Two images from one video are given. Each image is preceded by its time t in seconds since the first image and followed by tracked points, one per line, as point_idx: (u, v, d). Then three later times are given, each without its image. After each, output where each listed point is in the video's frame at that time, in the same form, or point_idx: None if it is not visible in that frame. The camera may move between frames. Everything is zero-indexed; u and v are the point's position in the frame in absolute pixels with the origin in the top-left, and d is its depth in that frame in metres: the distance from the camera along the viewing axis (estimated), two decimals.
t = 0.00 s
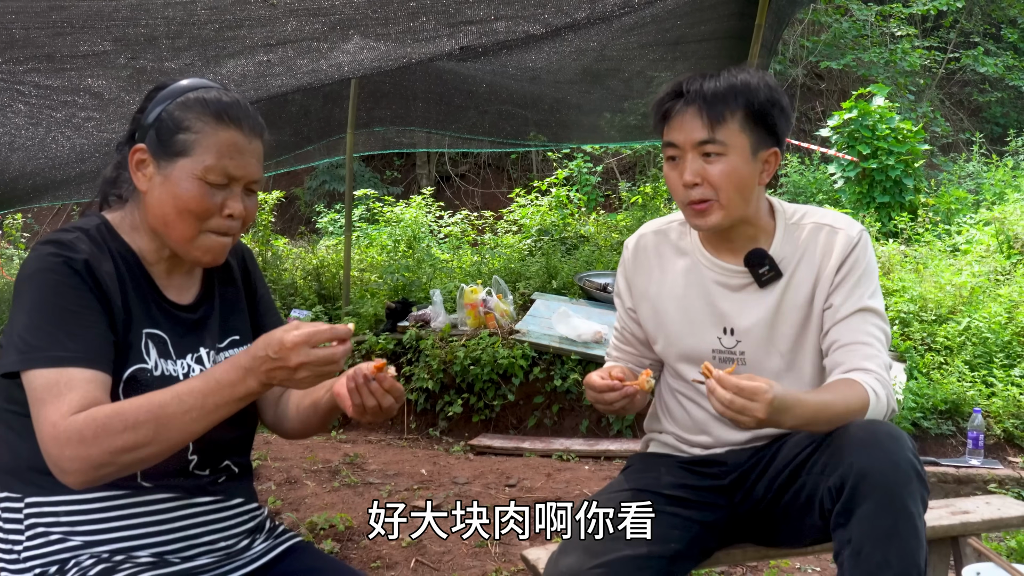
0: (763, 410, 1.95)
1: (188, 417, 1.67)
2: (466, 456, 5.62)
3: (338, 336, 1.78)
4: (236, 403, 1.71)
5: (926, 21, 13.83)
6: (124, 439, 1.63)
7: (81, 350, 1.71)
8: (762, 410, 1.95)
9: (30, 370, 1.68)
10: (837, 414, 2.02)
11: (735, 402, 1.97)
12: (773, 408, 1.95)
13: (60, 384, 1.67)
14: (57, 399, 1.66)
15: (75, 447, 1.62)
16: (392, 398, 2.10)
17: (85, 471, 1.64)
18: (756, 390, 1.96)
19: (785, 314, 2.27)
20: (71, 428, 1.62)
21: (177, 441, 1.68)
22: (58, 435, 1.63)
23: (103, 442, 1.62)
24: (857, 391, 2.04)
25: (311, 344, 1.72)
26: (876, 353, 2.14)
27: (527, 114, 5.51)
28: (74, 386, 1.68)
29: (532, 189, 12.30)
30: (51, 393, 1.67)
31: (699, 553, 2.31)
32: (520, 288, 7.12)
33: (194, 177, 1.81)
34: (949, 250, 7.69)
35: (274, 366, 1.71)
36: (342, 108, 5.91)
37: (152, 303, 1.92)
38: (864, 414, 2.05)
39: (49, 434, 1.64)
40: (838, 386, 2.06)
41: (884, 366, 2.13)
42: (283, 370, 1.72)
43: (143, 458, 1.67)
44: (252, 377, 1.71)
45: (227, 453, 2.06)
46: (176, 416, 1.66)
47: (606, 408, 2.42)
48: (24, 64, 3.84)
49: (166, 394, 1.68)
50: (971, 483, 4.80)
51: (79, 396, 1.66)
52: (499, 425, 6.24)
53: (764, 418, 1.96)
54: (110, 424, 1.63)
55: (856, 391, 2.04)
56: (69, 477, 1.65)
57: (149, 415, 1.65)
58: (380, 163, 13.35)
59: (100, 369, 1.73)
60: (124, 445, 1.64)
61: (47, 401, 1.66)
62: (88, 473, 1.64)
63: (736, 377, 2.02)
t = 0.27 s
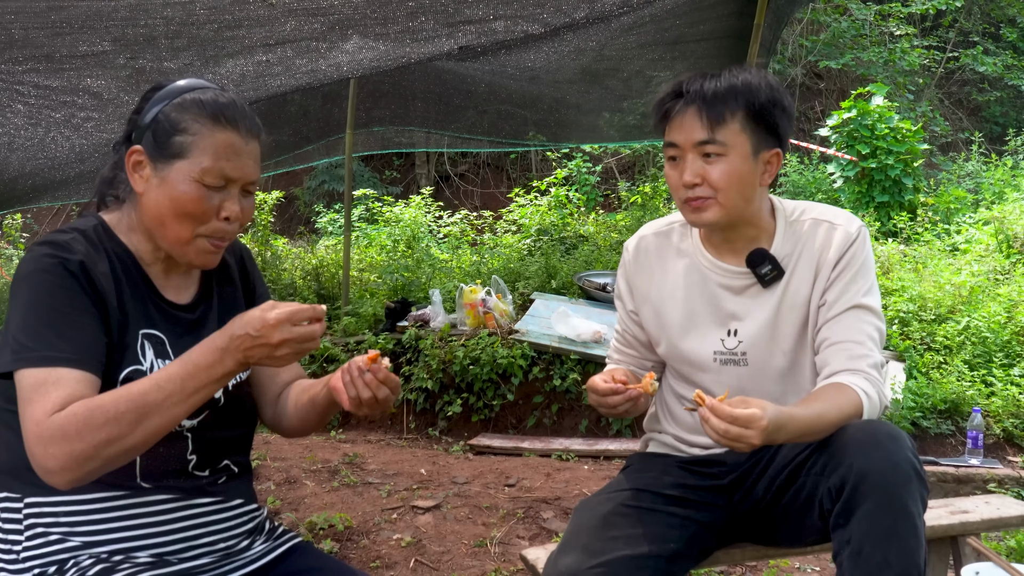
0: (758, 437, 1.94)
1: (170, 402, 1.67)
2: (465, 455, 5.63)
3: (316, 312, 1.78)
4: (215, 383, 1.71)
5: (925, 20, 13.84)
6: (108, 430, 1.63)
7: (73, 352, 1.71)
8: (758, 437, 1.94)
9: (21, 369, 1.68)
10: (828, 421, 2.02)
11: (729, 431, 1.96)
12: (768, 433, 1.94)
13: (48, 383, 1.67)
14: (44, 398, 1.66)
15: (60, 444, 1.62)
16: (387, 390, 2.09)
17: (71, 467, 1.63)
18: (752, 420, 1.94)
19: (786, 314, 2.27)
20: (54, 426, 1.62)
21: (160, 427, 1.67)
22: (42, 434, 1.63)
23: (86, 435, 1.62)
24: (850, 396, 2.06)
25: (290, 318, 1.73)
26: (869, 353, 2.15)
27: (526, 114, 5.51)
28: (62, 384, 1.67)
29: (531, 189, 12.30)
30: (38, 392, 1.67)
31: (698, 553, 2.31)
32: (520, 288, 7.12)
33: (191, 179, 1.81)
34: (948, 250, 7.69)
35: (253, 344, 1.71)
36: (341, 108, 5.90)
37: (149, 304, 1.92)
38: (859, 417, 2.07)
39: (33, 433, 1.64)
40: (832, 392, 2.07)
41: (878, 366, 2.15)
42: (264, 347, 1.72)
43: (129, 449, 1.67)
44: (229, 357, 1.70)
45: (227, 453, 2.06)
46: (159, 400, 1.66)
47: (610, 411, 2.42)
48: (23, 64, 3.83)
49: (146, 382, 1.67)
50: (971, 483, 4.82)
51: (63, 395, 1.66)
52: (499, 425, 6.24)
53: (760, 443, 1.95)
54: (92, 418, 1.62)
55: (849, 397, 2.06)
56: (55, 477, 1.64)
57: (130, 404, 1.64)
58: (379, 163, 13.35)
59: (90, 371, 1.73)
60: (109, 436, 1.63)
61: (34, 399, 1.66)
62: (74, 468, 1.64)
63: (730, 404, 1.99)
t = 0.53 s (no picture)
0: (757, 432, 1.95)
1: (150, 369, 1.65)
2: (465, 456, 5.63)
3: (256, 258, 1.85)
4: (186, 343, 1.71)
5: (923, 21, 13.85)
6: (98, 409, 1.62)
7: (69, 344, 1.72)
8: (756, 433, 1.95)
9: (15, 366, 1.68)
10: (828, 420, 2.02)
11: (728, 427, 1.97)
12: (767, 429, 1.95)
13: (41, 378, 1.67)
14: (35, 391, 1.65)
15: (55, 433, 1.61)
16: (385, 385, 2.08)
17: (71, 455, 1.62)
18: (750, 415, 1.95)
19: (789, 317, 2.27)
20: (46, 416, 1.61)
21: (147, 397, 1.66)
22: (35, 427, 1.62)
23: (80, 420, 1.61)
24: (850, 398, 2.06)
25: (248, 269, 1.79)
26: (868, 355, 2.15)
27: (525, 115, 5.50)
28: (53, 377, 1.67)
29: (530, 190, 12.30)
30: (31, 386, 1.66)
31: (697, 553, 2.31)
32: (519, 289, 7.12)
33: (188, 180, 1.81)
34: (947, 250, 7.70)
35: (216, 298, 1.73)
36: (339, 109, 5.90)
37: (146, 305, 1.92)
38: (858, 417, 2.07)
39: (27, 428, 1.64)
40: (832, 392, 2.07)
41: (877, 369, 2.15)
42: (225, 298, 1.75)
43: (122, 424, 1.65)
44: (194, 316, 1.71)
45: (225, 454, 2.07)
46: (142, 378, 1.64)
47: (611, 410, 2.42)
48: (21, 65, 3.83)
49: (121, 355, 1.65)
50: (970, 483, 4.83)
51: (50, 386, 1.65)
52: (498, 425, 6.24)
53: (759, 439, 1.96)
54: (81, 400, 1.61)
55: (848, 398, 2.06)
56: (59, 470, 1.63)
57: (114, 380, 1.62)
58: (378, 164, 13.35)
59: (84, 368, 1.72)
60: (102, 416, 1.62)
61: (25, 392, 1.66)
62: (73, 457, 1.62)
63: (728, 400, 2.01)
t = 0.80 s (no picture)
0: (761, 431, 1.95)
1: (148, 355, 1.66)
2: (465, 458, 5.63)
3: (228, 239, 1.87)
4: (177, 328, 1.72)
5: (923, 22, 13.86)
6: (105, 399, 1.62)
7: (70, 343, 1.72)
8: (760, 431, 1.95)
9: (17, 365, 1.68)
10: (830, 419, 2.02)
11: (732, 427, 1.96)
12: (771, 428, 1.95)
13: (43, 375, 1.66)
14: (38, 387, 1.65)
15: (63, 426, 1.61)
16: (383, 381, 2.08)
17: (81, 447, 1.62)
18: (754, 414, 1.95)
19: (790, 317, 2.27)
20: (51, 410, 1.62)
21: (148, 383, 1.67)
22: (41, 422, 1.62)
23: (88, 411, 1.61)
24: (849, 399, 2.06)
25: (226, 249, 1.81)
26: (868, 356, 2.15)
27: (524, 116, 5.50)
28: (56, 372, 1.67)
29: (530, 191, 12.31)
30: (35, 380, 1.66)
31: (697, 555, 2.31)
32: (519, 291, 7.13)
33: (187, 181, 1.81)
34: (947, 251, 7.70)
35: (200, 282, 1.75)
36: (339, 110, 5.91)
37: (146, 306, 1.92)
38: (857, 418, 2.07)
39: (32, 423, 1.63)
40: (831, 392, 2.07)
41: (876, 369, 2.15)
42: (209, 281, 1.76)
43: (128, 412, 1.66)
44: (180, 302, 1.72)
45: (224, 455, 2.06)
46: (142, 365, 1.65)
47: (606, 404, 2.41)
48: (22, 67, 3.83)
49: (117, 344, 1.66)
50: (970, 484, 4.83)
51: (51, 382, 1.65)
52: (498, 427, 6.24)
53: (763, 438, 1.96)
54: (86, 391, 1.61)
55: (848, 398, 2.06)
56: (73, 464, 1.63)
57: (117, 369, 1.63)
58: (378, 165, 13.35)
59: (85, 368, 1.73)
60: (110, 406, 1.63)
61: (30, 387, 1.66)
62: (84, 449, 1.62)
63: (733, 400, 2.00)
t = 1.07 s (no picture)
0: (765, 432, 1.94)
1: (151, 358, 1.66)
2: (463, 458, 5.63)
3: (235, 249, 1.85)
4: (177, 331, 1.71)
5: (921, 23, 13.87)
6: (106, 401, 1.62)
7: (68, 344, 1.72)
8: (763, 433, 1.94)
9: (16, 365, 1.68)
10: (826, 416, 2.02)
11: (736, 429, 1.95)
12: (773, 429, 1.95)
13: (43, 376, 1.66)
14: (37, 388, 1.65)
15: (63, 427, 1.61)
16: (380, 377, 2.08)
17: (81, 447, 1.62)
18: (758, 415, 1.94)
19: (790, 316, 2.28)
20: (51, 412, 1.61)
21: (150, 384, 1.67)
22: (40, 423, 1.62)
23: (89, 413, 1.61)
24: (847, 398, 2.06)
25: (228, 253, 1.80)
26: (866, 356, 2.15)
27: (523, 117, 5.51)
28: (55, 373, 1.67)
29: (529, 192, 12.31)
30: (34, 382, 1.66)
31: (695, 555, 2.31)
32: (517, 291, 7.13)
33: (185, 183, 1.81)
34: (945, 252, 7.71)
35: (202, 285, 1.74)
36: (338, 111, 5.91)
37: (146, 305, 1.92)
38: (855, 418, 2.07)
39: (31, 423, 1.63)
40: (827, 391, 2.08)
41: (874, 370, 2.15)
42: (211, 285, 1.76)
43: (130, 415, 1.66)
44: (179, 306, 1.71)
45: (222, 456, 2.06)
46: (144, 368, 1.65)
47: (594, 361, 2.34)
48: (20, 67, 3.83)
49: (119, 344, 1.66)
50: (968, 484, 4.84)
51: (50, 383, 1.65)
52: (497, 427, 6.24)
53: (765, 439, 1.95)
54: (88, 393, 1.61)
55: (846, 398, 2.06)
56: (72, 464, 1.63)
57: (120, 370, 1.63)
58: (377, 165, 13.35)
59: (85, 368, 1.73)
60: (110, 408, 1.62)
61: (31, 388, 1.66)
62: (84, 449, 1.62)
63: (734, 401, 1.99)
